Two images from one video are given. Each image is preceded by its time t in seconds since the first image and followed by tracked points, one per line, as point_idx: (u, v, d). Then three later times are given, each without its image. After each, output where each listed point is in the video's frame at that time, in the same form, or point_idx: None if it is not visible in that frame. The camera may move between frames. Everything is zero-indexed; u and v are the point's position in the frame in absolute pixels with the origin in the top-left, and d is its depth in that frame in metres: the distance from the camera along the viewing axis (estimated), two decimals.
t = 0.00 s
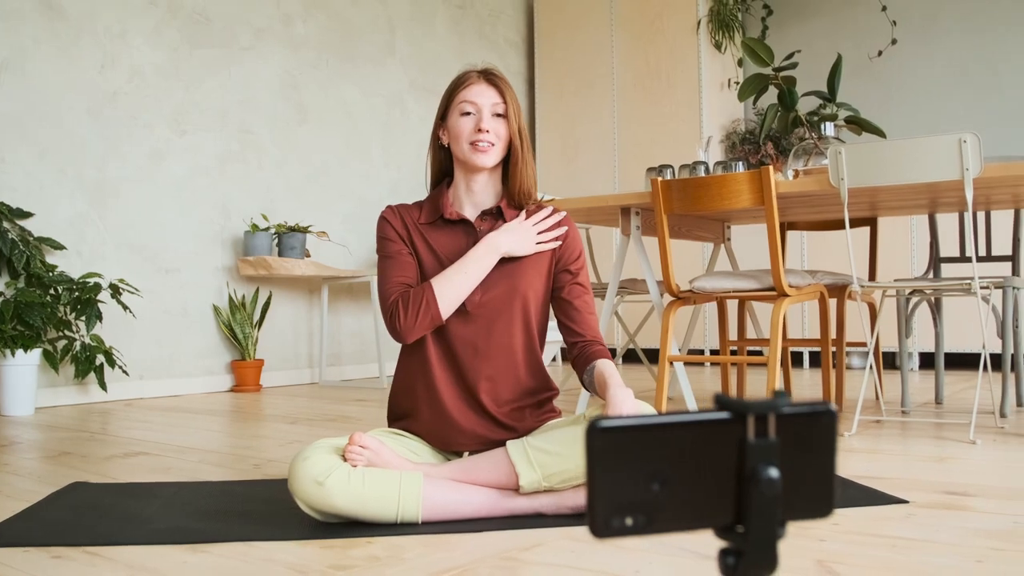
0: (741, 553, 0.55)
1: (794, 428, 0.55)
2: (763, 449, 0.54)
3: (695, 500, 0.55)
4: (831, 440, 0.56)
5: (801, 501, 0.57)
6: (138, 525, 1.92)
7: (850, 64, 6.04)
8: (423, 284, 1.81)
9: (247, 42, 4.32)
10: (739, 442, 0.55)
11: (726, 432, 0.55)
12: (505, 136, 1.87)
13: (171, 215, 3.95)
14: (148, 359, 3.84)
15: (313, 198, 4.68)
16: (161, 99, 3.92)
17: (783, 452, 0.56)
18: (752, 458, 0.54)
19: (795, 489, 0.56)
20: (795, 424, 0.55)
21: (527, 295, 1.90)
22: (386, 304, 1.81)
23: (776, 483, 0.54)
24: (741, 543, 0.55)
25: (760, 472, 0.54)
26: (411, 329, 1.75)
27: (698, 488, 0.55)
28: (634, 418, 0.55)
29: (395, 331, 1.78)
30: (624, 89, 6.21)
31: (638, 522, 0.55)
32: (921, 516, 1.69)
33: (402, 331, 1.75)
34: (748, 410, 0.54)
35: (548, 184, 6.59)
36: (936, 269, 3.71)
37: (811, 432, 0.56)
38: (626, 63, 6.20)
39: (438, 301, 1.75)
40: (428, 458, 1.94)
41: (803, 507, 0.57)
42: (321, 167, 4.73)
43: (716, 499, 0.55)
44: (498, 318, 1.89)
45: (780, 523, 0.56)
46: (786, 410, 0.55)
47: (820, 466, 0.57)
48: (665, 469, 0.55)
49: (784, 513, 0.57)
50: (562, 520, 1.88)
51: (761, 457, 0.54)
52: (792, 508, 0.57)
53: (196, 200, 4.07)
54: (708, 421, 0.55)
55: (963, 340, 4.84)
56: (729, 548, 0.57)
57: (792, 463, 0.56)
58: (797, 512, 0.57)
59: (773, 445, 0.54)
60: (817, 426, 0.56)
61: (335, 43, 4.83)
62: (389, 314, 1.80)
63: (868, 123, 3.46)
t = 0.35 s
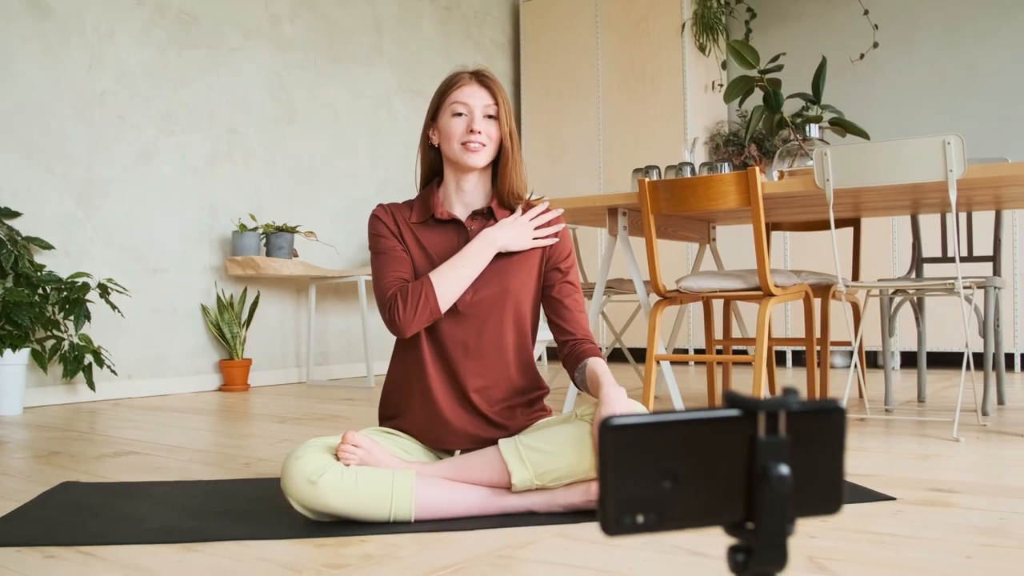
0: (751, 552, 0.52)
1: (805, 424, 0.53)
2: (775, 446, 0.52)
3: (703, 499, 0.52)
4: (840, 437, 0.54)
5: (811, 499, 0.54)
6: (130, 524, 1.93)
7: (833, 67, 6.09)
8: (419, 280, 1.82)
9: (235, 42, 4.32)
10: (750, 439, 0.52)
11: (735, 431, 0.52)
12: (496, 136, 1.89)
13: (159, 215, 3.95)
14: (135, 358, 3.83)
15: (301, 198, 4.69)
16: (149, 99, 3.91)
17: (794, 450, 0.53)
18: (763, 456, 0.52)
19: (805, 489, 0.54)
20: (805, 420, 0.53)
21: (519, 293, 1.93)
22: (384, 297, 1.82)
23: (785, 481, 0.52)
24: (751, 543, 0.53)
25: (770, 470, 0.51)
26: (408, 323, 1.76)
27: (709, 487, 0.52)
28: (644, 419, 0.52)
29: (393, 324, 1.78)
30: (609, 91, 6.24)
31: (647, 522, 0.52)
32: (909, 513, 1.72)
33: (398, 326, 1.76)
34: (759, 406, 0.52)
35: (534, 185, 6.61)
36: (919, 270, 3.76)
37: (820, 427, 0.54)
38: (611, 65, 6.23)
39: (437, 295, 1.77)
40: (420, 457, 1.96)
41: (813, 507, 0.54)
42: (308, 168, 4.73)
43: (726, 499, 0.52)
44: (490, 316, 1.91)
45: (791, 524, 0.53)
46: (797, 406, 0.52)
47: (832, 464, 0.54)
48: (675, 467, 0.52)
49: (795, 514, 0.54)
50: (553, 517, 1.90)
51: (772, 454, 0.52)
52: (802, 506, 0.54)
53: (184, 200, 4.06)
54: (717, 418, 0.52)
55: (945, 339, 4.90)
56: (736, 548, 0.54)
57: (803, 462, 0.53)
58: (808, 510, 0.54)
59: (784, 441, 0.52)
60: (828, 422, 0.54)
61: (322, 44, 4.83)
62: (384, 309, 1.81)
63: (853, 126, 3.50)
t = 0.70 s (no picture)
0: (770, 548, 0.56)
1: (823, 424, 0.55)
2: (793, 444, 0.54)
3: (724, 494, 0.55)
4: (855, 433, 0.56)
5: (829, 494, 0.57)
6: (124, 523, 1.94)
7: (815, 70, 6.15)
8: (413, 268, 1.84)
9: (223, 43, 4.32)
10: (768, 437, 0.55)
11: (755, 430, 0.55)
12: (488, 137, 1.91)
13: (147, 215, 3.94)
14: (123, 357, 3.82)
15: (288, 198, 4.69)
16: (137, 99, 3.91)
17: (812, 448, 0.55)
18: (782, 453, 0.55)
19: (823, 484, 0.57)
20: (823, 419, 0.55)
21: (512, 288, 1.95)
22: (376, 286, 1.84)
23: (804, 481, 0.54)
24: (771, 538, 0.56)
25: (789, 467, 0.54)
26: (400, 306, 1.77)
27: (729, 484, 0.55)
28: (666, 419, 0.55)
29: (385, 312, 1.80)
30: (594, 92, 6.26)
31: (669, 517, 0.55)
32: (896, 510, 1.76)
33: (391, 311, 1.78)
34: (777, 407, 0.54)
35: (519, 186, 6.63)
36: (902, 270, 3.81)
37: (838, 426, 0.56)
38: (595, 66, 6.25)
39: (429, 283, 1.78)
40: (413, 455, 1.97)
41: (830, 502, 0.57)
42: (295, 168, 4.73)
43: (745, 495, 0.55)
44: (483, 310, 1.93)
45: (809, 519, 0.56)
46: (813, 406, 0.54)
47: (850, 459, 0.57)
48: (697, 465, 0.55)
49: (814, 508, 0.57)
50: (547, 515, 1.92)
51: (790, 452, 0.54)
52: (820, 502, 0.57)
53: (171, 199, 4.06)
54: (737, 418, 0.55)
55: (926, 339, 4.96)
56: (755, 541, 0.57)
57: (820, 460, 0.56)
58: (825, 505, 0.57)
59: (803, 440, 0.54)
60: (844, 421, 0.56)
61: (309, 45, 4.83)
62: (377, 295, 1.82)
63: (837, 128, 3.55)
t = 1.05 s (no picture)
0: (796, 544, 0.52)
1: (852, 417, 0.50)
2: (821, 440, 0.49)
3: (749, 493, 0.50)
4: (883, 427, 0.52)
5: (855, 491, 0.52)
6: (121, 522, 1.95)
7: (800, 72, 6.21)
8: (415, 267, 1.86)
9: (213, 43, 4.31)
10: (795, 432, 0.50)
11: (779, 425, 0.50)
12: (485, 136, 1.93)
13: (137, 214, 3.93)
14: (113, 357, 3.82)
15: (277, 198, 4.69)
16: (127, 99, 3.90)
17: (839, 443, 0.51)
18: (809, 449, 0.50)
19: (850, 479, 0.52)
20: (850, 412, 0.51)
21: (511, 288, 1.97)
22: (379, 285, 1.85)
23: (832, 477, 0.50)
24: (796, 535, 0.52)
25: (817, 463, 0.49)
26: (405, 304, 1.80)
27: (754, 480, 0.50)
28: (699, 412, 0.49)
29: (388, 309, 1.81)
30: (580, 94, 6.29)
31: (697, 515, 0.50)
32: (888, 506, 1.79)
33: (395, 309, 1.80)
34: (806, 401, 0.49)
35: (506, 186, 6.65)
36: (887, 270, 3.86)
37: (865, 420, 0.51)
38: (582, 68, 6.28)
39: (433, 282, 1.81)
40: (410, 453, 1.99)
41: (855, 498, 0.52)
42: (284, 168, 4.73)
43: (770, 492, 0.51)
44: (482, 309, 1.95)
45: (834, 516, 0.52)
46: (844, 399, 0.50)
47: (876, 453, 0.52)
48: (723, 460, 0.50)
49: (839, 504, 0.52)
50: (543, 512, 1.94)
51: (818, 447, 0.49)
52: (845, 498, 0.52)
53: (161, 199, 4.05)
54: (762, 412, 0.50)
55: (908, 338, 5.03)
56: (780, 536, 0.53)
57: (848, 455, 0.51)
58: (850, 501, 0.52)
59: (831, 435, 0.50)
60: (870, 416, 0.51)
61: (298, 45, 4.83)
62: (380, 293, 1.84)
63: (824, 129, 3.59)
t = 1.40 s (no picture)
0: (827, 535, 0.54)
1: (882, 410, 0.53)
2: (852, 431, 0.52)
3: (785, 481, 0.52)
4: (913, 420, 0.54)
5: (888, 481, 0.54)
6: (121, 520, 1.96)
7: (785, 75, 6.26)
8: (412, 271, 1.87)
9: (204, 43, 4.31)
10: (827, 424, 0.52)
11: (812, 416, 0.52)
12: (487, 136, 1.95)
13: (128, 214, 3.93)
14: (105, 356, 3.81)
15: (268, 198, 4.69)
16: (119, 98, 3.89)
17: (870, 435, 0.53)
18: (841, 440, 0.52)
19: (882, 471, 0.54)
20: (880, 404, 0.53)
21: (508, 290, 1.99)
22: (376, 289, 1.87)
23: (862, 467, 0.52)
24: (828, 526, 0.54)
25: (848, 454, 0.52)
26: (401, 309, 1.81)
27: (788, 470, 0.53)
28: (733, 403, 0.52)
29: (385, 314, 1.83)
30: (569, 96, 6.32)
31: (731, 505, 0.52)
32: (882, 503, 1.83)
33: (392, 313, 1.81)
34: (837, 393, 0.52)
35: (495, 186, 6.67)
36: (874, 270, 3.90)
37: (898, 412, 0.54)
38: (570, 69, 6.31)
39: (429, 286, 1.82)
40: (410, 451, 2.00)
41: (888, 489, 0.55)
42: (275, 167, 4.73)
43: (803, 483, 0.53)
44: (480, 311, 1.96)
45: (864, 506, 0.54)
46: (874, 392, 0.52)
47: (906, 444, 0.54)
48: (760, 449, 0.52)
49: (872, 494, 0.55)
50: (542, 509, 1.96)
51: (850, 439, 0.52)
52: (878, 488, 0.54)
53: (153, 198, 4.04)
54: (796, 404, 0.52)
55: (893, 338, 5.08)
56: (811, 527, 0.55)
57: (880, 446, 0.54)
58: (882, 491, 0.55)
59: (862, 427, 0.52)
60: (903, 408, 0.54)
61: (289, 45, 4.83)
62: (378, 297, 1.86)
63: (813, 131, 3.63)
